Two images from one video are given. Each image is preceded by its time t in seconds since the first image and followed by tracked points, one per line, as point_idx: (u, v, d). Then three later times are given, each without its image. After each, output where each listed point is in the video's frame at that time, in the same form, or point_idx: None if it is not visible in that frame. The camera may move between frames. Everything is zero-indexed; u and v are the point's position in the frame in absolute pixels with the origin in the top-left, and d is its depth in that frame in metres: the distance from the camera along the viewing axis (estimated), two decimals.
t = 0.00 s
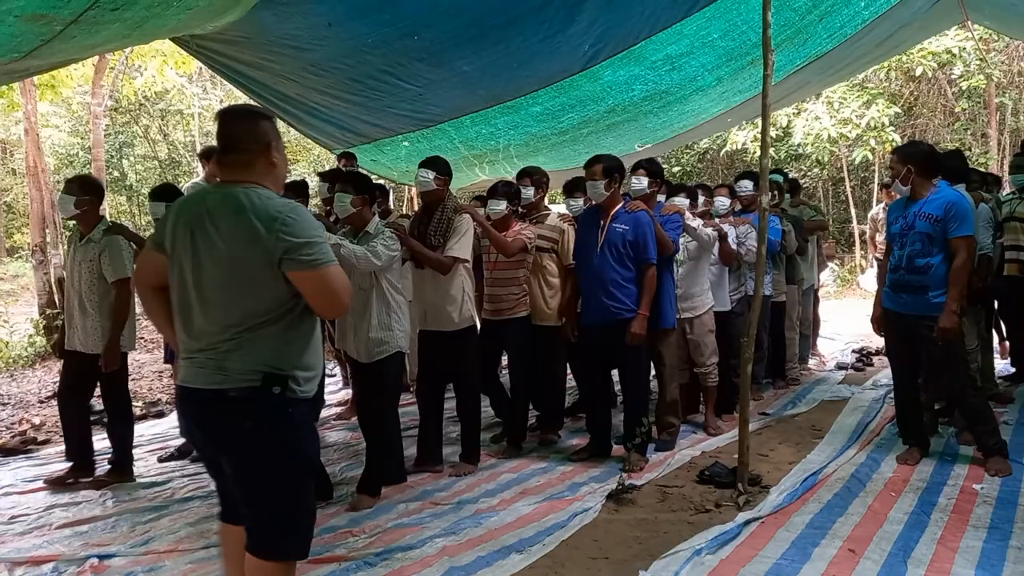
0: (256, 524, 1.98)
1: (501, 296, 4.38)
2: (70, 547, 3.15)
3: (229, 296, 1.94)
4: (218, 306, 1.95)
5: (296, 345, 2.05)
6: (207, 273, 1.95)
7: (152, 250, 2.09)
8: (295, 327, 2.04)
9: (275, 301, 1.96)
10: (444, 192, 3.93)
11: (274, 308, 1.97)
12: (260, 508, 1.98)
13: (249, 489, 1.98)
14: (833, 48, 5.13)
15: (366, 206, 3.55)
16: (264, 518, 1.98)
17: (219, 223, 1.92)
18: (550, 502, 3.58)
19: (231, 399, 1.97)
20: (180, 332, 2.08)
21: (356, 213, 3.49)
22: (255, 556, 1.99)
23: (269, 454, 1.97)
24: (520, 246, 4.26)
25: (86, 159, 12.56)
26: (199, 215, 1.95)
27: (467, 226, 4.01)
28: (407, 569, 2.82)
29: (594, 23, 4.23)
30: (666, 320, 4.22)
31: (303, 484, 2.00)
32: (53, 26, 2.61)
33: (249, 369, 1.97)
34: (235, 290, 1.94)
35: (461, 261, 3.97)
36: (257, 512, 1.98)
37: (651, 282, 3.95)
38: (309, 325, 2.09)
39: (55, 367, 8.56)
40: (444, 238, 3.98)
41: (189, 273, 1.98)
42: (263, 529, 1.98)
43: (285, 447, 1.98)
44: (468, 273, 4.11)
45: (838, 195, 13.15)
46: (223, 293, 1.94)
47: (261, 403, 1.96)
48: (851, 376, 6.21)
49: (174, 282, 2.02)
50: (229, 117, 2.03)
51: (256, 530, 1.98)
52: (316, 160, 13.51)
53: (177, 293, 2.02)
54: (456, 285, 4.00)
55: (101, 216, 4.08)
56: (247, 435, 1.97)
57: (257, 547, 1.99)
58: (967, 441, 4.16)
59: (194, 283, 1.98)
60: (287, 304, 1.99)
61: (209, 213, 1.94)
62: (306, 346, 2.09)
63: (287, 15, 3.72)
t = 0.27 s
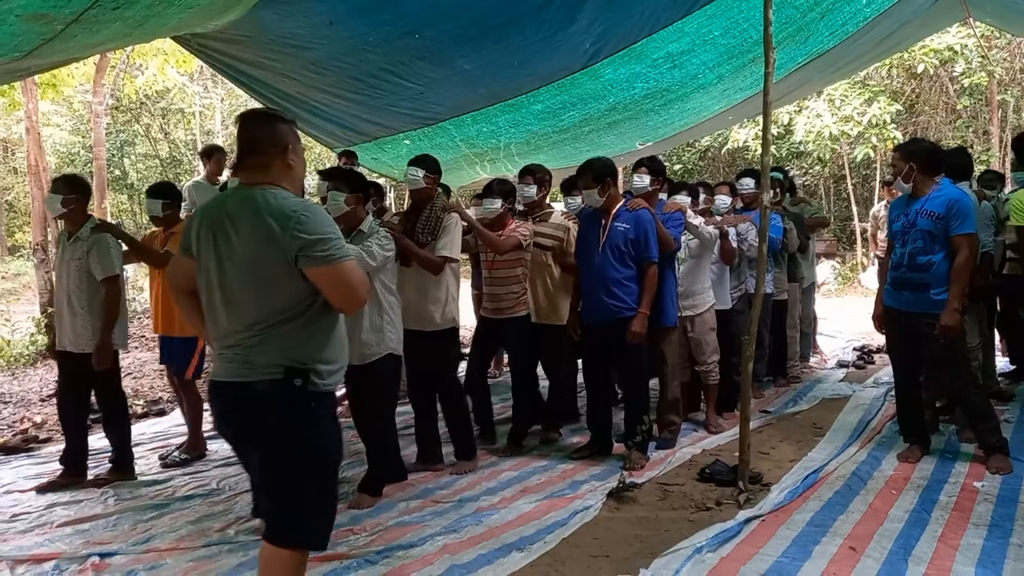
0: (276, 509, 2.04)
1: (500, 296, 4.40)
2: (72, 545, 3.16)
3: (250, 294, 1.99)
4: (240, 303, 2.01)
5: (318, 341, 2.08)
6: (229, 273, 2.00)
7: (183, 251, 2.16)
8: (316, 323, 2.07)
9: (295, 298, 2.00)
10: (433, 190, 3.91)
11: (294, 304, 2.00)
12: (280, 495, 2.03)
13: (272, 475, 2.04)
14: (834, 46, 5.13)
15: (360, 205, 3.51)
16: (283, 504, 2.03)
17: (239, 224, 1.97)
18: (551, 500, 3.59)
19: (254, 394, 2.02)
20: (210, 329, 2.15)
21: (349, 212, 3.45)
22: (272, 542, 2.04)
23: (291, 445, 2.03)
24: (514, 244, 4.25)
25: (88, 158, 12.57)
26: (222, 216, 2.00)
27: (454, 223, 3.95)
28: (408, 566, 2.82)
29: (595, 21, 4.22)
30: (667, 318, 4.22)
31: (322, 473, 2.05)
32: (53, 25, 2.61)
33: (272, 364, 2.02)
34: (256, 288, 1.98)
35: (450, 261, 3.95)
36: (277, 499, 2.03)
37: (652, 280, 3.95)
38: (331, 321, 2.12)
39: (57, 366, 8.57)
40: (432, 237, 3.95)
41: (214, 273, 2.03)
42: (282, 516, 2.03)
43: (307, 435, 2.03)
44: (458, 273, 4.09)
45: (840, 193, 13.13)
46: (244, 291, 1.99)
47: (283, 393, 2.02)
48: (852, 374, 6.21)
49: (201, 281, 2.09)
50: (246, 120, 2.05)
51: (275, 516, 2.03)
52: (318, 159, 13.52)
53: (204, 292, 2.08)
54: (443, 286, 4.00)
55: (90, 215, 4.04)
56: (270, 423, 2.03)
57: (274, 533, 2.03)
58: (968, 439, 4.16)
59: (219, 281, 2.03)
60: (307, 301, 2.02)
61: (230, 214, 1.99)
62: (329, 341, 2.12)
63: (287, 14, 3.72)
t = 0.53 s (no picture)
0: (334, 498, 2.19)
1: (488, 301, 4.41)
2: (67, 551, 3.15)
3: (263, 295, 2.11)
4: (256, 304, 2.13)
5: (331, 341, 2.16)
6: (247, 275, 2.14)
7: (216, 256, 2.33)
8: (328, 323, 2.15)
9: (304, 298, 2.09)
10: (422, 195, 3.91)
11: (303, 304, 2.10)
12: (335, 486, 2.17)
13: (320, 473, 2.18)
14: (830, 52, 5.15)
15: (353, 211, 3.51)
16: (339, 493, 2.17)
17: (254, 229, 2.10)
18: (547, 505, 3.59)
19: (274, 393, 2.15)
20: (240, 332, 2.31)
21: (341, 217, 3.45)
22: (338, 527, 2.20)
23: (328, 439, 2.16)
24: (501, 249, 4.22)
25: (84, 162, 12.55)
26: (242, 222, 2.14)
27: (443, 229, 3.97)
28: (403, 572, 2.81)
29: (592, 28, 4.24)
30: (663, 323, 4.22)
31: (361, 454, 2.18)
32: (51, 30, 2.61)
33: (284, 364, 2.13)
34: (267, 290, 2.10)
35: (438, 266, 3.94)
36: (332, 490, 2.18)
37: (648, 285, 3.96)
38: (345, 322, 2.19)
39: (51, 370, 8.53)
40: (419, 243, 3.98)
41: (236, 277, 2.19)
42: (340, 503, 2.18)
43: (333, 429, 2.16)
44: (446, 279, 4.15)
45: (836, 198, 13.17)
46: (258, 293, 2.12)
47: (300, 396, 2.13)
48: (848, 380, 6.22)
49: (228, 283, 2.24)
50: (269, 129, 2.17)
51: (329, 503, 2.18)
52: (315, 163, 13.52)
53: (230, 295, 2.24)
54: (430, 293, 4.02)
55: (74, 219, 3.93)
56: (299, 425, 2.15)
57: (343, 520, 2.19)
58: (963, 445, 4.17)
59: (240, 285, 2.18)
60: (315, 303, 2.11)
61: (248, 220, 2.12)
62: (342, 341, 2.19)
63: (285, 19, 3.72)
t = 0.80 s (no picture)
0: (348, 500, 2.12)
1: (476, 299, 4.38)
2: (68, 547, 3.15)
3: (296, 292, 2.10)
4: (291, 302, 2.13)
5: (362, 339, 2.12)
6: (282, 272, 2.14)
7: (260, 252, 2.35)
8: (359, 323, 2.12)
9: (334, 297, 2.07)
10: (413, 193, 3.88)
11: (333, 303, 2.07)
12: (348, 487, 2.11)
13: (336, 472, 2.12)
14: (831, 50, 5.15)
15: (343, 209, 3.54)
16: (354, 496, 2.11)
17: (288, 226, 2.09)
18: (548, 502, 3.59)
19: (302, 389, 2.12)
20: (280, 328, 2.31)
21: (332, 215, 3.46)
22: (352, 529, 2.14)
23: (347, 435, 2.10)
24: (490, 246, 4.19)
25: (85, 160, 12.56)
26: (279, 220, 2.14)
27: (435, 226, 3.94)
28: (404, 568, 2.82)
29: (592, 25, 4.24)
30: (664, 321, 4.23)
31: (381, 457, 2.11)
32: (51, 27, 2.61)
33: (314, 361, 2.10)
34: (299, 288, 2.08)
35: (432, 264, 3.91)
36: (346, 491, 2.11)
37: (649, 283, 3.95)
38: (377, 321, 2.15)
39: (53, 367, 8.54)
40: (412, 240, 3.92)
41: (274, 273, 2.19)
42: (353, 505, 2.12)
43: (358, 426, 2.09)
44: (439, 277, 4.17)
45: (837, 196, 13.17)
46: (292, 290, 2.11)
47: (327, 391, 2.08)
48: (849, 377, 6.22)
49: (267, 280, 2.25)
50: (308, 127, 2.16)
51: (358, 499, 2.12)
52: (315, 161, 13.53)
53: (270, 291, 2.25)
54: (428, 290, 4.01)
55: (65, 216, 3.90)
56: (323, 420, 2.10)
57: (354, 522, 2.13)
58: (964, 442, 4.17)
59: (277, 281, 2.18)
60: (346, 302, 2.08)
61: (284, 217, 2.12)
62: (375, 341, 2.15)
63: (285, 16, 3.72)
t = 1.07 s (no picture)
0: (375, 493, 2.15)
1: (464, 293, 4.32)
2: (69, 542, 3.16)
3: (339, 283, 2.14)
4: (333, 292, 2.16)
5: (404, 330, 2.18)
6: (325, 262, 2.16)
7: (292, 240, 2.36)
8: (402, 314, 2.17)
9: (381, 288, 2.11)
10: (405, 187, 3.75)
11: (379, 294, 2.11)
12: (377, 480, 2.14)
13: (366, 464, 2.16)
14: (832, 45, 5.13)
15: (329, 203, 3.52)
16: (380, 489, 2.14)
17: (335, 218, 2.13)
18: (549, 498, 3.59)
19: (339, 377, 2.16)
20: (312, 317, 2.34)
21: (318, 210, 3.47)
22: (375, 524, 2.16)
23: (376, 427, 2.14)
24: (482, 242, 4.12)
25: (85, 155, 12.55)
26: (323, 210, 2.17)
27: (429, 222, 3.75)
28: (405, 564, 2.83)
29: (593, 20, 4.22)
30: (664, 316, 4.23)
31: (412, 450, 2.16)
32: (51, 22, 2.61)
33: (353, 350, 2.15)
34: (346, 278, 2.12)
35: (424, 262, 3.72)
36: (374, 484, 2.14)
37: (650, 278, 3.95)
38: (419, 313, 2.21)
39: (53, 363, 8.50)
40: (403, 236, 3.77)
41: (313, 263, 2.22)
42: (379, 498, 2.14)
43: (392, 419, 2.14)
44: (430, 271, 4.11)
45: (838, 191, 13.15)
46: (336, 281, 2.14)
47: (365, 381, 2.13)
48: (849, 372, 6.22)
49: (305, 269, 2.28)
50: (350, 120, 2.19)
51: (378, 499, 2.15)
52: (315, 156, 13.52)
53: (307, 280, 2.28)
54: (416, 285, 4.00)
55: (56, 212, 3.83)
56: (357, 412, 2.15)
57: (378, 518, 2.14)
58: (965, 438, 4.17)
59: (317, 271, 2.21)
60: (391, 294, 2.13)
61: (329, 208, 2.15)
62: (416, 332, 2.21)
63: (285, 11, 3.71)
